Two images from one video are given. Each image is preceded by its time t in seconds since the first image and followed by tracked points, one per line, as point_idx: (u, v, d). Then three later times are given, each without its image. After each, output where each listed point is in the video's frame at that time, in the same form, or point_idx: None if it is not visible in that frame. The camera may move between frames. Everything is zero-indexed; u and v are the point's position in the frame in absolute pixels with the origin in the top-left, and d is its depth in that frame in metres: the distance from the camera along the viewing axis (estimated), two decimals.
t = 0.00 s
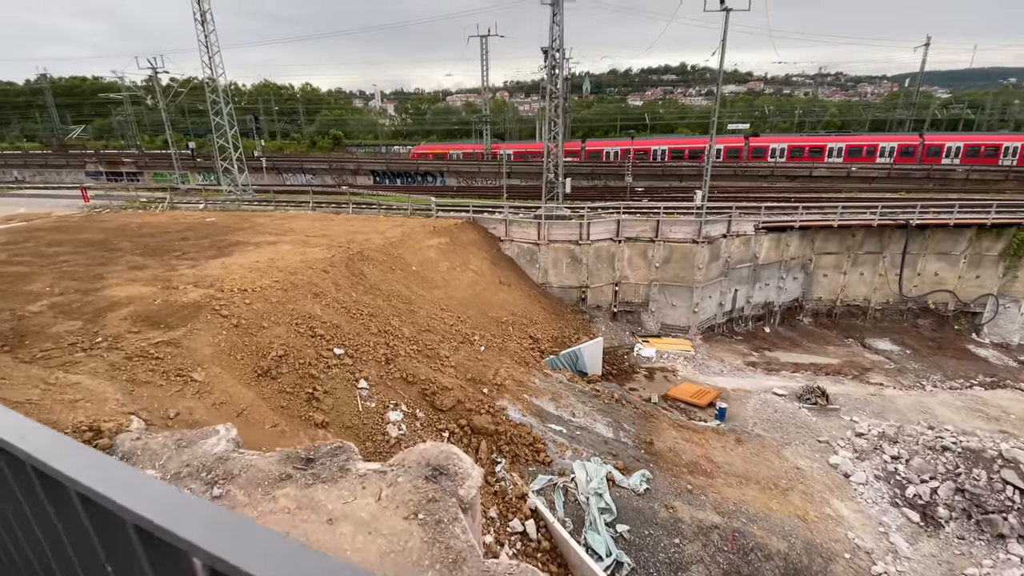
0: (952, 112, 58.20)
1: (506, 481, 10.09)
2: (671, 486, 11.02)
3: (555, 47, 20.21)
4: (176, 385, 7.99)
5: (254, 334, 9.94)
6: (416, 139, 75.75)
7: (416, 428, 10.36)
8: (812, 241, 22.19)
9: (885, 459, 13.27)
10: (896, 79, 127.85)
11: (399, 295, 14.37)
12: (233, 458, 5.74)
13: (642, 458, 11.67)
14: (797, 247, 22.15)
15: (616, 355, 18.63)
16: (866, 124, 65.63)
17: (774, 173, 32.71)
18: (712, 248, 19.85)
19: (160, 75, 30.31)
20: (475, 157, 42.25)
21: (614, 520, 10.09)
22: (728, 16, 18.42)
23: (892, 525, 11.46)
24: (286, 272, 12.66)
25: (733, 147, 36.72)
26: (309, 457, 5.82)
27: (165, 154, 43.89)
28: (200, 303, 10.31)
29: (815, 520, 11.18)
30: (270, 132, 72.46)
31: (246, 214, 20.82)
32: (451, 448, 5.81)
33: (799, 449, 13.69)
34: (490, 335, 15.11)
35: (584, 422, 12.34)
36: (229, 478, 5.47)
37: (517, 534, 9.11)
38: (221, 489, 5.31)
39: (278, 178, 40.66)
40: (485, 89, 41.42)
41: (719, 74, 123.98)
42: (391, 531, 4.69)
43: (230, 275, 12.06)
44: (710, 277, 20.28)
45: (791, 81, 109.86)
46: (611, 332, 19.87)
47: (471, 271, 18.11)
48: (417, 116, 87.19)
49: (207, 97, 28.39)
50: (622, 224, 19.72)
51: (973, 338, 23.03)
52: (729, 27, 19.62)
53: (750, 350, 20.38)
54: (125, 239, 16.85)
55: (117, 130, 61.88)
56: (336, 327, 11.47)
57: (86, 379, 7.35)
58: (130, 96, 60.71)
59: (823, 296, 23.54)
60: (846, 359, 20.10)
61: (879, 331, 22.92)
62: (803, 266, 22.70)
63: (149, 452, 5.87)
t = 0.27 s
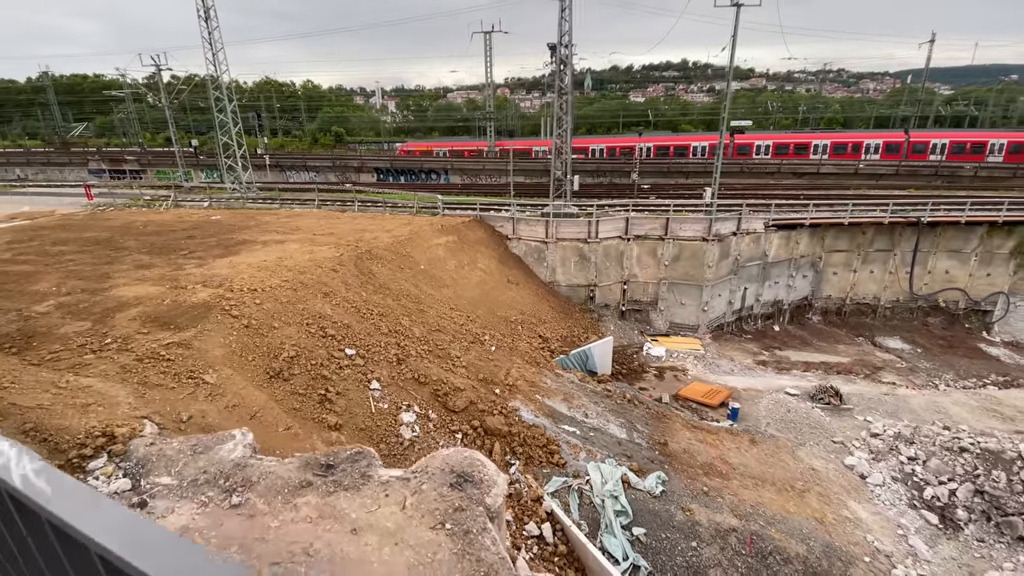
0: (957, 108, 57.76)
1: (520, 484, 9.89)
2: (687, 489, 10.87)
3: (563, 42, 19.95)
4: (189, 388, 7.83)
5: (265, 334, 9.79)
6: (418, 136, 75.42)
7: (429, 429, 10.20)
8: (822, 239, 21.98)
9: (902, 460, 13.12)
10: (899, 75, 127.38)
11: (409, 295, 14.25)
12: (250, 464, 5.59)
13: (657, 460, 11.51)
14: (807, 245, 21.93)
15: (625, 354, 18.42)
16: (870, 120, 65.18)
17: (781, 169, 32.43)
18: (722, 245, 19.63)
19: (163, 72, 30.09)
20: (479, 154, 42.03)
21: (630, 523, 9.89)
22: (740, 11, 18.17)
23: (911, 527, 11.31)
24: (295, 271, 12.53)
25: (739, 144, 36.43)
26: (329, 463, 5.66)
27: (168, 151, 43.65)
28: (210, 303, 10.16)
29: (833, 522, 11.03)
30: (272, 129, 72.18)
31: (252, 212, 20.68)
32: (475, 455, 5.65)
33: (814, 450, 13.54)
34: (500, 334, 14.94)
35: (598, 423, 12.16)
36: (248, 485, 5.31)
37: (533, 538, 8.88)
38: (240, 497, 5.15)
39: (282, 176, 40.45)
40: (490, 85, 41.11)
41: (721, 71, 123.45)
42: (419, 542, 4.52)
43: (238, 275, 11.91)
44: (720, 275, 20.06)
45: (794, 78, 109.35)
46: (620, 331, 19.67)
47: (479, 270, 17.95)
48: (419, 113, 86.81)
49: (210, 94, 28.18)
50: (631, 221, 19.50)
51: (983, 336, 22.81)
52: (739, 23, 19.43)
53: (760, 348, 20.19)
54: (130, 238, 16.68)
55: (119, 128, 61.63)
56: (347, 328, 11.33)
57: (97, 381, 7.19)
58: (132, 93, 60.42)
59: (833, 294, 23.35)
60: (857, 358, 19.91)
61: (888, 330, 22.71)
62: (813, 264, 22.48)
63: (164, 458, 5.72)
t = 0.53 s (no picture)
0: (959, 111, 57.74)
1: (534, 493, 9.68)
2: (703, 498, 10.70)
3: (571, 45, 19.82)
4: (199, 395, 7.65)
5: (275, 340, 9.63)
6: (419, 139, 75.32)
7: (442, 437, 10.02)
8: (830, 243, 21.82)
9: (919, 468, 12.98)
10: (899, 79, 127.49)
11: (417, 299, 14.12)
12: (268, 477, 5.42)
13: (671, 468, 11.32)
14: (816, 249, 21.77)
15: (634, 359, 18.22)
16: (871, 123, 65.09)
17: (787, 173, 32.28)
18: (731, 249, 19.45)
19: (167, 74, 29.97)
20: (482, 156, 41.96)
21: (646, 533, 9.64)
22: (749, 14, 18.05)
23: (930, 536, 11.13)
24: (304, 275, 12.39)
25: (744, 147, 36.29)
26: (349, 476, 5.49)
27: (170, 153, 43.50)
28: (219, 308, 10.00)
29: (852, 532, 10.85)
30: (274, 131, 72.05)
31: (256, 215, 20.53)
32: (499, 468, 5.47)
33: (828, 457, 13.39)
34: (510, 339, 14.77)
35: (611, 430, 11.97)
36: (266, 500, 5.13)
37: (550, 549, 8.61)
38: (259, 512, 4.97)
39: (285, 178, 40.30)
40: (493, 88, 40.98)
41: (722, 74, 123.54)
42: (447, 563, 4.35)
43: (247, 279, 11.74)
44: (728, 279, 19.87)
45: (795, 82, 109.36)
46: (628, 335, 19.47)
47: (487, 274, 17.79)
48: (421, 116, 86.75)
49: (215, 96, 28.06)
50: (639, 225, 19.33)
51: (993, 341, 22.63)
52: (748, 25, 19.30)
53: (769, 353, 20.01)
54: (135, 241, 16.51)
55: (120, 129, 61.48)
56: (357, 333, 11.17)
57: (106, 389, 7.01)
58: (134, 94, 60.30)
59: (841, 298, 23.19)
60: (867, 363, 19.74)
61: (897, 334, 22.54)
62: (821, 268, 22.33)
63: (178, 470, 5.54)
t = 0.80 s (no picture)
0: (960, 115, 57.87)
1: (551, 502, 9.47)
2: (721, 507, 10.51)
3: (577, 49, 19.71)
4: (213, 404, 7.48)
5: (287, 346, 9.49)
6: (421, 143, 75.34)
7: (456, 444, 9.83)
8: (839, 247, 21.68)
9: (937, 475, 12.81)
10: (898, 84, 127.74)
11: (427, 304, 14.00)
12: (288, 490, 5.25)
13: (688, 476, 11.14)
14: (825, 253, 21.64)
15: (643, 364, 18.02)
16: (871, 127, 65.26)
17: (792, 177, 32.18)
18: (740, 253, 19.29)
19: (171, 79, 29.93)
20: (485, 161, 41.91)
21: (664, 543, 9.43)
22: (757, 18, 17.96)
23: (951, 544, 10.95)
24: (314, 280, 12.29)
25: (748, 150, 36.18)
26: (372, 488, 5.33)
27: (173, 157, 43.43)
28: (229, 313, 9.85)
29: (873, 541, 10.66)
30: (275, 136, 72.11)
31: (262, 219, 20.40)
32: (527, 480, 5.28)
33: (844, 464, 13.21)
34: (520, 344, 14.59)
35: (625, 438, 11.78)
36: (287, 513, 4.95)
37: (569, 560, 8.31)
38: (280, 527, 4.80)
39: (288, 183, 40.22)
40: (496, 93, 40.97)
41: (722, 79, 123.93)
42: None
43: (256, 284, 11.59)
44: (738, 284, 19.69)
45: (794, 86, 109.64)
46: (637, 340, 19.28)
47: (495, 278, 17.64)
48: (422, 121, 86.86)
49: (219, 101, 28.03)
50: (647, 229, 19.17)
51: (1003, 346, 22.46)
52: (756, 29, 19.22)
53: (779, 358, 19.83)
54: (140, 246, 16.36)
55: (122, 134, 61.50)
56: (368, 338, 11.02)
57: (118, 397, 6.83)
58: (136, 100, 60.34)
59: (849, 303, 23.04)
60: (878, 368, 19.56)
61: (907, 339, 22.37)
62: (830, 272, 22.19)
63: (195, 482, 5.36)
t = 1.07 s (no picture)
0: (962, 118, 57.82)
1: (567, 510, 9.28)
2: (740, 515, 10.32)
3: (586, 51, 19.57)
4: (227, 411, 7.33)
5: (299, 351, 9.35)
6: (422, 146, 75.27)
7: (470, 451, 9.66)
8: (848, 250, 21.53)
9: (955, 481, 12.64)
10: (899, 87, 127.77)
11: (437, 308, 13.87)
12: (311, 502, 5.09)
13: (704, 483, 10.96)
14: (834, 256, 21.49)
15: (653, 368, 17.84)
16: (873, 130, 65.26)
17: (798, 179, 32.03)
18: (750, 256, 19.12)
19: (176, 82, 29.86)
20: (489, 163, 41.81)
21: (683, 551, 9.23)
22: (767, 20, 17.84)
23: (972, 552, 10.77)
24: (324, 284, 12.17)
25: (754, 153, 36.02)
26: (397, 499, 5.17)
27: (176, 160, 43.35)
28: (241, 318, 9.72)
29: (894, 549, 10.49)
30: (277, 139, 72.11)
31: (268, 222, 20.26)
32: (556, 492, 5.11)
33: (860, 470, 13.03)
34: (531, 349, 14.42)
35: (640, 444, 11.61)
36: (311, 526, 4.79)
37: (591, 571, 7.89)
38: (304, 540, 4.64)
39: (291, 185, 40.12)
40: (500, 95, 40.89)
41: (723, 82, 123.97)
42: None
43: (265, 287, 11.44)
44: (747, 287, 19.53)
45: (795, 89, 109.66)
46: (646, 344, 19.08)
47: (504, 282, 17.50)
48: (424, 123, 86.84)
49: (224, 104, 27.96)
50: (656, 232, 19.01)
51: (1014, 349, 22.27)
52: (765, 31, 19.13)
53: (789, 362, 19.65)
54: (146, 249, 16.22)
55: (125, 137, 61.48)
56: (380, 343, 10.88)
57: (131, 404, 6.68)
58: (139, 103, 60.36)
59: (859, 306, 22.87)
60: (889, 372, 19.37)
61: (917, 343, 22.19)
62: (839, 275, 22.04)
63: (214, 494, 5.20)
